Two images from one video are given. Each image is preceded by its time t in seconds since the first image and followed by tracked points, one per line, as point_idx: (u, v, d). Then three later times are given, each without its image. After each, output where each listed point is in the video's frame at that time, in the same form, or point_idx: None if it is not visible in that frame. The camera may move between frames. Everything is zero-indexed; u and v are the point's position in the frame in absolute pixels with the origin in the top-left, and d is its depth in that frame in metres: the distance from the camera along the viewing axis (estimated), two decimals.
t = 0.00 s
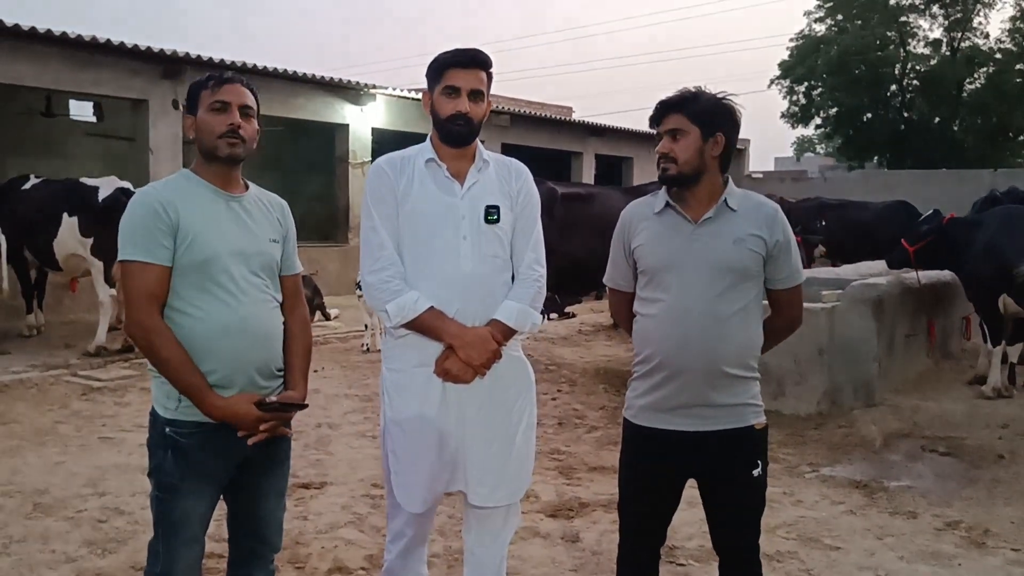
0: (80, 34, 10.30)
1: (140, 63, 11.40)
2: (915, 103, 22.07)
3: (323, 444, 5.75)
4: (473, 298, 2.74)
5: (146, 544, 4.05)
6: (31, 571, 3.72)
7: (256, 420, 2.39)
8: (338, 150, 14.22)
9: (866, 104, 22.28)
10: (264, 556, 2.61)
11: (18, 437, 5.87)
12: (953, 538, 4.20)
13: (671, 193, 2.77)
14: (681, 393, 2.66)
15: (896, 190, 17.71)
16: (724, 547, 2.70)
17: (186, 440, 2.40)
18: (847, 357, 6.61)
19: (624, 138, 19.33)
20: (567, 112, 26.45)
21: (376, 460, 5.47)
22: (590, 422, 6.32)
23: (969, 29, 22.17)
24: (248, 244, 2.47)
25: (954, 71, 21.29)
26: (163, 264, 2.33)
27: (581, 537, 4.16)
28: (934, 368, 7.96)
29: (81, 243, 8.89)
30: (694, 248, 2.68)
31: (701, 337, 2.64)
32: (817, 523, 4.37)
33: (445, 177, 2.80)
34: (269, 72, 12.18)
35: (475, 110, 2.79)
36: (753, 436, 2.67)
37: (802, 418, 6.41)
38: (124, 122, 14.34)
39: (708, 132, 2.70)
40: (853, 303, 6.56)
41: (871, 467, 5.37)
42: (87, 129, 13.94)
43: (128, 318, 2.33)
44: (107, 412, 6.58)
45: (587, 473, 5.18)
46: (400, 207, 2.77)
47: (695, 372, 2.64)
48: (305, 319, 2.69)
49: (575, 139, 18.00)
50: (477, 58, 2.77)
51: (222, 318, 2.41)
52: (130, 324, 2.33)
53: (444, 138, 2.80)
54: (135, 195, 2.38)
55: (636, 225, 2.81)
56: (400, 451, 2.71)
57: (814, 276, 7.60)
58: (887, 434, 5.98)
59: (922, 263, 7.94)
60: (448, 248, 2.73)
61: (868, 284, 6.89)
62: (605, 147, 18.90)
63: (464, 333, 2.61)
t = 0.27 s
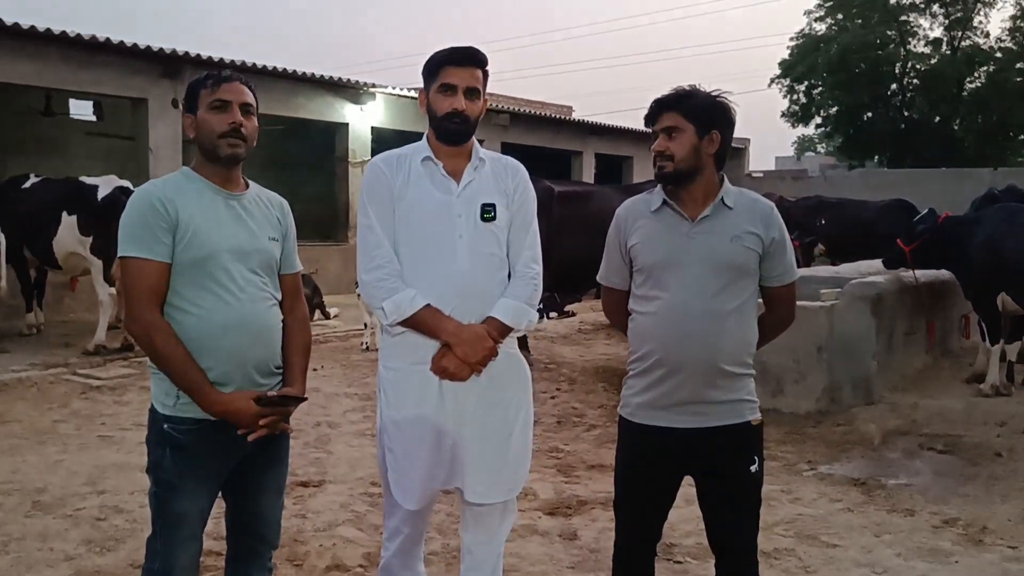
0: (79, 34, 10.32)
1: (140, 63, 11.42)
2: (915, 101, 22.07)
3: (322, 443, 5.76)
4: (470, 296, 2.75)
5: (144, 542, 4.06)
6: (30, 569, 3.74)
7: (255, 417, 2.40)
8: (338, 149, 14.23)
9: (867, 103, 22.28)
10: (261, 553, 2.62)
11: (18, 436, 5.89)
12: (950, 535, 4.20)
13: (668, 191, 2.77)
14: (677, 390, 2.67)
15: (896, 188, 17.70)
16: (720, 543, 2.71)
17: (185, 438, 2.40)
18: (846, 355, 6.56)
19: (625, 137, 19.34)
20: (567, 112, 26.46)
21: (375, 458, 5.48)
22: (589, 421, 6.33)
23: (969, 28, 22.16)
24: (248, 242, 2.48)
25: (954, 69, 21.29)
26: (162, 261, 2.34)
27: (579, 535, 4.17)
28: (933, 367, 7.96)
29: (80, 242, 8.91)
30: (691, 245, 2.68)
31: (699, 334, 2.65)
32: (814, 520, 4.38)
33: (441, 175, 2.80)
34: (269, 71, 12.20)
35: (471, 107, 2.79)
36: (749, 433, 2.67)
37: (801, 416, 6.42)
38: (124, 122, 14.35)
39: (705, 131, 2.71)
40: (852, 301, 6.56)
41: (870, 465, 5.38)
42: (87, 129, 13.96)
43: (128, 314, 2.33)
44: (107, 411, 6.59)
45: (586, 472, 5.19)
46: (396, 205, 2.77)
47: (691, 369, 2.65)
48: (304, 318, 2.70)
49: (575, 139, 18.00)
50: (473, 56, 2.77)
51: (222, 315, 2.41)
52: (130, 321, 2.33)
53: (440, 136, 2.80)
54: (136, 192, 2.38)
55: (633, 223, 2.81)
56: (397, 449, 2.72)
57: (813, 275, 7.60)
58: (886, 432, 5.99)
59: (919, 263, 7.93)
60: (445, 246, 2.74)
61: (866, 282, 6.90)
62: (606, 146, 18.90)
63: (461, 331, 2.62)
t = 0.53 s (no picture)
0: (80, 34, 10.33)
1: (140, 62, 11.43)
2: (915, 102, 22.07)
3: (321, 442, 5.77)
4: (468, 296, 2.76)
5: (142, 541, 4.07)
6: (28, 568, 3.74)
7: (253, 418, 2.40)
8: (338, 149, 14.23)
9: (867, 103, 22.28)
10: (259, 552, 2.62)
11: (17, 435, 5.89)
12: (947, 536, 4.21)
13: (665, 193, 2.78)
14: (674, 391, 2.67)
15: (896, 189, 17.70)
16: (716, 543, 2.71)
17: (184, 437, 2.41)
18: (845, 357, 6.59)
19: (625, 137, 19.35)
20: (568, 112, 26.46)
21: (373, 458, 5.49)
22: (588, 421, 6.33)
23: (970, 29, 22.17)
24: (247, 242, 2.48)
25: (955, 70, 21.29)
26: (161, 261, 2.35)
27: (576, 535, 4.18)
28: (931, 368, 7.97)
29: (80, 242, 8.92)
30: (688, 246, 2.69)
31: (695, 335, 2.66)
32: (811, 521, 4.39)
33: (438, 176, 2.81)
34: (270, 71, 12.20)
35: (469, 108, 2.81)
36: (746, 433, 2.68)
37: (800, 417, 6.43)
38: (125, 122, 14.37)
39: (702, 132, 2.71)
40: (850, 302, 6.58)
41: (867, 466, 5.38)
42: (87, 128, 13.97)
43: (126, 313, 2.34)
44: (106, 411, 6.60)
45: (584, 472, 5.20)
46: (394, 206, 2.78)
47: (688, 370, 2.66)
48: (302, 318, 2.70)
49: (576, 139, 18.01)
50: (471, 57, 2.79)
51: (220, 315, 2.42)
52: (128, 321, 2.34)
53: (436, 136, 2.81)
54: (136, 193, 2.39)
55: (630, 224, 2.82)
56: (394, 448, 2.73)
57: (811, 275, 7.61)
58: (883, 433, 6.00)
59: (916, 265, 7.94)
60: (442, 247, 2.75)
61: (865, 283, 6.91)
62: (606, 146, 18.91)
63: (458, 331, 2.62)
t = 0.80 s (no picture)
0: (82, 33, 10.34)
1: (142, 62, 11.44)
2: (917, 101, 22.06)
3: (323, 442, 5.77)
4: (471, 297, 2.76)
5: (146, 541, 4.07)
6: (32, 568, 3.75)
7: (257, 419, 2.40)
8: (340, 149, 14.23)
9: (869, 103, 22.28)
10: (262, 553, 2.63)
11: (20, 435, 5.90)
12: (949, 536, 4.21)
13: (670, 192, 2.78)
14: (677, 391, 2.68)
15: (898, 189, 17.69)
16: (719, 544, 2.71)
17: (189, 437, 2.42)
18: (846, 357, 6.61)
19: (626, 137, 19.35)
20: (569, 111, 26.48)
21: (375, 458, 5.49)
22: (590, 421, 6.34)
23: (971, 28, 22.16)
24: (251, 242, 2.48)
25: (956, 69, 21.29)
26: (166, 261, 2.35)
27: (579, 535, 4.18)
28: (933, 367, 7.97)
29: (82, 241, 8.92)
30: (692, 246, 2.69)
31: (699, 335, 2.66)
32: (813, 521, 4.39)
33: (442, 176, 2.81)
34: (271, 71, 12.21)
35: (471, 108, 2.80)
36: (749, 433, 2.68)
37: (802, 416, 6.42)
38: (126, 121, 14.38)
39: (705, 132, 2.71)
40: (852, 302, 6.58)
41: (870, 466, 5.38)
42: (89, 128, 13.98)
43: (131, 313, 2.35)
44: (109, 410, 6.61)
45: (586, 472, 5.20)
46: (397, 206, 2.78)
47: (692, 370, 2.66)
48: (307, 318, 2.70)
49: (577, 138, 18.02)
50: (474, 56, 2.78)
51: (224, 315, 2.42)
52: (133, 321, 2.34)
53: (439, 136, 2.81)
54: (141, 192, 2.39)
55: (634, 224, 2.82)
56: (397, 448, 2.73)
57: (813, 275, 7.61)
58: (885, 432, 6.00)
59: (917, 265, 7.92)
60: (446, 247, 2.75)
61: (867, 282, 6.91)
62: (607, 145, 18.92)
63: (461, 331, 2.62)
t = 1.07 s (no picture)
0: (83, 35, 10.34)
1: (144, 64, 11.43)
2: (917, 101, 22.04)
3: (326, 445, 5.76)
4: (477, 302, 2.74)
5: (149, 545, 4.06)
6: (35, 572, 3.74)
7: (263, 424, 2.39)
8: (341, 151, 14.21)
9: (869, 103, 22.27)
10: (268, 558, 2.61)
11: (23, 438, 5.89)
12: (956, 540, 4.19)
13: (687, 197, 2.74)
14: (684, 396, 2.66)
15: (900, 190, 17.67)
16: (727, 549, 2.70)
17: (195, 443, 2.40)
18: (851, 360, 6.60)
19: (627, 138, 19.35)
20: (569, 112, 26.48)
21: (379, 461, 5.48)
22: (593, 423, 6.32)
23: (972, 29, 22.15)
24: (257, 248, 2.47)
25: (957, 70, 21.28)
26: (172, 267, 2.34)
27: (583, 539, 4.16)
28: (937, 369, 7.94)
29: (84, 243, 8.91)
30: (701, 250, 2.68)
31: (706, 340, 2.65)
32: (819, 524, 4.38)
33: (447, 180, 2.80)
34: (272, 73, 12.21)
35: (477, 112, 2.79)
36: (757, 438, 2.67)
37: (807, 418, 6.41)
38: (128, 124, 14.38)
39: (726, 136, 2.72)
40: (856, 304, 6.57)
41: (874, 469, 5.37)
42: (90, 130, 13.97)
43: (136, 319, 2.33)
44: (111, 413, 6.60)
45: (590, 475, 5.18)
46: (403, 211, 2.77)
47: (700, 376, 2.65)
48: (312, 323, 2.69)
49: (578, 140, 18.00)
50: (479, 60, 2.77)
51: (230, 321, 2.41)
52: (138, 327, 2.33)
53: (447, 140, 2.80)
54: (146, 198, 2.38)
55: (641, 228, 2.81)
56: (403, 453, 2.71)
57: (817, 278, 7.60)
58: (890, 435, 5.98)
59: (919, 267, 7.91)
60: (451, 251, 2.74)
61: (870, 284, 6.90)
62: (608, 147, 18.91)
63: (467, 337, 2.61)
